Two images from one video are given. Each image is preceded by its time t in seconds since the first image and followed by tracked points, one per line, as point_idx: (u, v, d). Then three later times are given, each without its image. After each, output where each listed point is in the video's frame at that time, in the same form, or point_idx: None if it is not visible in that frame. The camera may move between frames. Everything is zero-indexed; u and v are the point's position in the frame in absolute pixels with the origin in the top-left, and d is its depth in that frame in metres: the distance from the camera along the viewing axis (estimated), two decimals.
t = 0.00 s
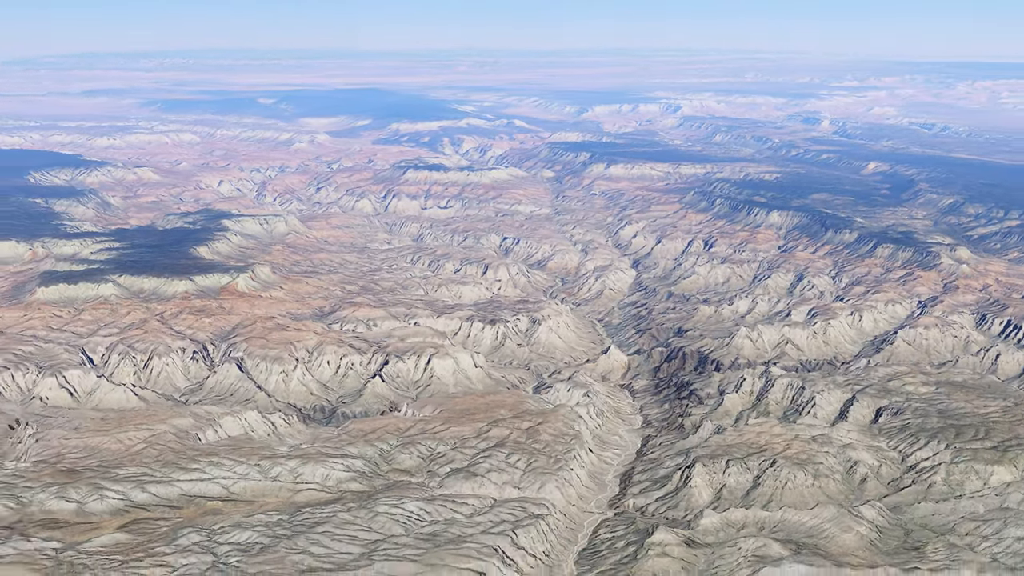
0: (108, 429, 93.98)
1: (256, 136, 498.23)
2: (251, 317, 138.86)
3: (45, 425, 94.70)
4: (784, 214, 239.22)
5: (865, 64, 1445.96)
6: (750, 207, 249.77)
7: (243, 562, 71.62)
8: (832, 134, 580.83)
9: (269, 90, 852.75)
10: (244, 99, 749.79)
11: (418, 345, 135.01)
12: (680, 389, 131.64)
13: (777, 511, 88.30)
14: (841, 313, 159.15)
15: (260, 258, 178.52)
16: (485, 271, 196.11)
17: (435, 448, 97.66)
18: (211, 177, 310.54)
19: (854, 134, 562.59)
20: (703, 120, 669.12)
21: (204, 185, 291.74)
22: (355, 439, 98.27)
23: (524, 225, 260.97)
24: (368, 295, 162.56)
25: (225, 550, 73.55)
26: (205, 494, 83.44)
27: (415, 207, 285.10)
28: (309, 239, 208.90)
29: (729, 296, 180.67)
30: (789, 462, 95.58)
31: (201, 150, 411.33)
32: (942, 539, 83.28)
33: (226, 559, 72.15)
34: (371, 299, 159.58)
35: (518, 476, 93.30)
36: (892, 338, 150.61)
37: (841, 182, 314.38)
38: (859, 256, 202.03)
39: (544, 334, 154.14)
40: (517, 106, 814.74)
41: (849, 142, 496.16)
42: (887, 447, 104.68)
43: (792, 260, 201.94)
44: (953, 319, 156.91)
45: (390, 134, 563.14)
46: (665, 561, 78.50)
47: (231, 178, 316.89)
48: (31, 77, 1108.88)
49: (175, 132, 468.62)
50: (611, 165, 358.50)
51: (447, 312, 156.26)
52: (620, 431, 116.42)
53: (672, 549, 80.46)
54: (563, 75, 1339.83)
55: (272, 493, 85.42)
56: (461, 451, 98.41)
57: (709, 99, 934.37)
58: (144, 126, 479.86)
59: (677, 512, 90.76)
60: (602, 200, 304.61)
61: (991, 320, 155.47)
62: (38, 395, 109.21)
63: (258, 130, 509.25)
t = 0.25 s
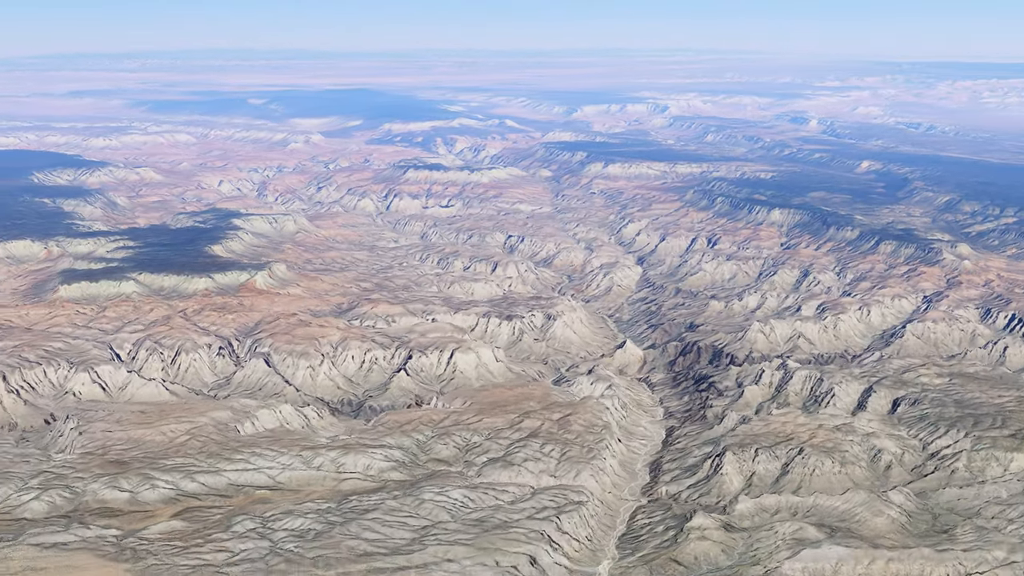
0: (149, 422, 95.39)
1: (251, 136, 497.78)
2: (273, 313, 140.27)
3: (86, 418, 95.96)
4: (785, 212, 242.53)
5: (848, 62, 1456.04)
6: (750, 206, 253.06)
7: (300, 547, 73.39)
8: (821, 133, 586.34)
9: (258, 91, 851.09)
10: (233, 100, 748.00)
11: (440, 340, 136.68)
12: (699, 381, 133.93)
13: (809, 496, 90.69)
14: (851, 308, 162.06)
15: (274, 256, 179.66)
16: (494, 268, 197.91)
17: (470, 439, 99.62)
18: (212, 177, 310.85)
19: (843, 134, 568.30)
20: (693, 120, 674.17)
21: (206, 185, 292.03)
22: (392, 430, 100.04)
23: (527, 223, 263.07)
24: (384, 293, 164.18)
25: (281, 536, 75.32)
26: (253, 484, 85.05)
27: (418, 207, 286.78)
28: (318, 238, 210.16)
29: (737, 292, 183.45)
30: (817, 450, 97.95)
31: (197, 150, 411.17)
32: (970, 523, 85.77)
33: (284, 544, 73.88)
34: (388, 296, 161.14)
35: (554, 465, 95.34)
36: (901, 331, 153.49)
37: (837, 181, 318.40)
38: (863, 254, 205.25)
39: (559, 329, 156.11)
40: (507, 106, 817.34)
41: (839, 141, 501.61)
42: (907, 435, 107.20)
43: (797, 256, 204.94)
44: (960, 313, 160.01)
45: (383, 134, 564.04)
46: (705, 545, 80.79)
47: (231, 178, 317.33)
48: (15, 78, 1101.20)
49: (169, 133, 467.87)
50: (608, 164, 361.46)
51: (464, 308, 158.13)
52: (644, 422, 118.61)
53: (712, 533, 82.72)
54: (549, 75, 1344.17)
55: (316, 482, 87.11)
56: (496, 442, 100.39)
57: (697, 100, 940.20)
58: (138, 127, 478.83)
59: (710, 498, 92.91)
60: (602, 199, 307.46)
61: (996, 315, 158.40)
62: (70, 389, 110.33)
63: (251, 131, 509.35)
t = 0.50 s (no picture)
0: (188, 415, 96.73)
1: (244, 137, 497.09)
2: (294, 310, 141.49)
3: (125, 413, 97.12)
4: (785, 210, 245.91)
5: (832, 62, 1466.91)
6: (750, 203, 256.26)
7: (353, 534, 75.06)
8: (810, 132, 591.50)
9: (246, 91, 848.18)
10: (222, 100, 745.82)
11: (460, 336, 138.39)
12: (715, 375, 136.16)
13: (837, 483, 93.00)
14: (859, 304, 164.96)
15: (286, 254, 180.76)
16: (502, 266, 199.57)
17: (503, 430, 101.47)
18: (211, 177, 310.95)
19: (832, 133, 573.91)
20: (683, 120, 678.22)
21: (207, 185, 292.13)
22: (425, 422, 101.76)
23: (530, 221, 265.11)
24: (398, 290, 165.72)
25: (332, 523, 76.96)
26: (296, 474, 86.57)
27: (419, 206, 288.19)
28: (326, 237, 211.35)
29: (744, 288, 186.27)
30: (842, 439, 100.40)
31: (192, 151, 410.36)
32: (995, 507, 88.29)
33: (336, 531, 75.53)
34: (403, 293, 162.68)
35: (586, 454, 97.28)
36: (908, 324, 156.44)
37: (833, 180, 322.29)
38: (865, 250, 208.59)
39: (573, 325, 158.19)
40: (497, 107, 819.06)
41: (829, 140, 506.87)
42: (926, 425, 109.68)
43: (800, 253, 208.06)
44: (965, 307, 163.25)
45: (375, 134, 564.49)
46: (742, 530, 82.92)
47: (230, 178, 317.52)
48: None
49: (162, 133, 466.21)
50: (605, 163, 364.31)
51: (479, 305, 159.91)
52: (666, 414, 120.89)
53: (747, 518, 84.88)
54: (536, 75, 1346.65)
55: (358, 472, 88.70)
56: (527, 433, 102.30)
57: (684, 100, 945.35)
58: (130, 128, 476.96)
59: (740, 485, 95.20)
60: (601, 198, 310.06)
61: (1000, 309, 161.66)
62: (101, 385, 111.07)
63: (244, 131, 508.44)
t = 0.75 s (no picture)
0: (224, 410, 98.02)
1: (236, 137, 496.01)
2: (313, 308, 142.57)
3: (161, 408, 98.15)
4: (785, 208, 249.03)
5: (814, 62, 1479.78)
6: (750, 202, 259.38)
7: (403, 522, 76.68)
8: (798, 132, 596.63)
9: (233, 92, 844.92)
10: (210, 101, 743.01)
11: (479, 332, 139.81)
12: (731, 368, 138.37)
13: (863, 471, 95.36)
14: (866, 299, 167.77)
15: (297, 253, 181.73)
16: (509, 264, 200.98)
17: (533, 422, 103.26)
18: (209, 177, 310.71)
19: (820, 133, 579.20)
20: (671, 120, 682.24)
21: (207, 185, 291.96)
22: (456, 415, 103.36)
23: (531, 220, 266.91)
24: (412, 287, 167.05)
25: (380, 512, 78.47)
26: (338, 465, 87.98)
27: (419, 205, 289.40)
28: (333, 236, 212.36)
29: (750, 284, 188.94)
30: (864, 429, 102.84)
31: (187, 151, 409.30)
32: (1018, 493, 90.86)
33: (386, 519, 77.09)
34: (417, 290, 164.05)
35: (617, 445, 99.19)
36: (915, 319, 159.33)
37: (827, 178, 326.21)
38: (866, 247, 211.91)
39: (586, 321, 159.97)
40: (485, 107, 820.19)
41: (818, 140, 511.74)
42: (943, 415, 112.22)
43: (803, 250, 211.06)
44: (969, 302, 166.46)
45: (367, 134, 564.46)
46: (777, 516, 85.04)
47: (228, 178, 317.37)
48: None
49: (153, 134, 464.13)
50: (600, 163, 366.97)
51: (493, 302, 161.51)
52: (686, 407, 122.97)
53: (780, 505, 87.04)
54: (522, 74, 1348.70)
55: (397, 463, 90.16)
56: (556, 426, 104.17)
57: (670, 100, 950.15)
58: (122, 128, 474.74)
59: (768, 474, 97.44)
60: (600, 197, 312.37)
61: (1003, 304, 164.97)
62: (130, 380, 111.31)
63: (236, 132, 507.18)
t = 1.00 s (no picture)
0: (258, 405, 98.95)
1: (227, 137, 494.72)
2: (331, 305, 143.48)
3: (195, 403, 99.06)
4: (784, 207, 252.08)
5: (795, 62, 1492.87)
6: (749, 201, 262.30)
7: (448, 511, 78.10)
8: (786, 132, 601.48)
9: (220, 93, 841.32)
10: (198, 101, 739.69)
11: (496, 328, 141.14)
12: (744, 363, 140.51)
13: (887, 460, 97.58)
14: (872, 295, 170.53)
15: (307, 252, 182.43)
16: (516, 262, 202.43)
17: (561, 415, 104.91)
18: (207, 177, 310.26)
19: (808, 133, 584.31)
20: (660, 120, 685.96)
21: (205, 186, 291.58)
22: (486, 409, 104.77)
23: (532, 219, 268.51)
24: (424, 285, 168.26)
25: (425, 501, 79.80)
26: (377, 457, 89.26)
27: (419, 205, 290.43)
28: (339, 235, 213.12)
29: (755, 281, 191.49)
30: (885, 419, 105.11)
31: (180, 152, 408.11)
32: None
33: (431, 508, 78.48)
34: (430, 288, 165.27)
35: (645, 437, 100.97)
36: (921, 314, 162.20)
37: (821, 177, 329.92)
38: (866, 245, 215.07)
39: (598, 317, 161.64)
40: (473, 107, 821.09)
41: (807, 140, 516.32)
42: (959, 406, 114.65)
43: (805, 248, 213.90)
44: (972, 298, 169.60)
45: (358, 135, 564.30)
46: (808, 503, 87.04)
47: (226, 178, 317.04)
48: None
49: (144, 134, 461.97)
50: (595, 163, 369.36)
51: (506, 299, 163.01)
52: (705, 400, 124.92)
53: (811, 493, 89.04)
54: (507, 74, 1350.62)
55: (434, 455, 91.51)
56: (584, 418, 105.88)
57: (656, 100, 954.50)
58: (113, 129, 472.40)
59: (794, 464, 99.49)
60: (597, 196, 314.54)
61: (1005, 299, 168.22)
62: (157, 377, 111.91)
63: (227, 132, 505.72)
